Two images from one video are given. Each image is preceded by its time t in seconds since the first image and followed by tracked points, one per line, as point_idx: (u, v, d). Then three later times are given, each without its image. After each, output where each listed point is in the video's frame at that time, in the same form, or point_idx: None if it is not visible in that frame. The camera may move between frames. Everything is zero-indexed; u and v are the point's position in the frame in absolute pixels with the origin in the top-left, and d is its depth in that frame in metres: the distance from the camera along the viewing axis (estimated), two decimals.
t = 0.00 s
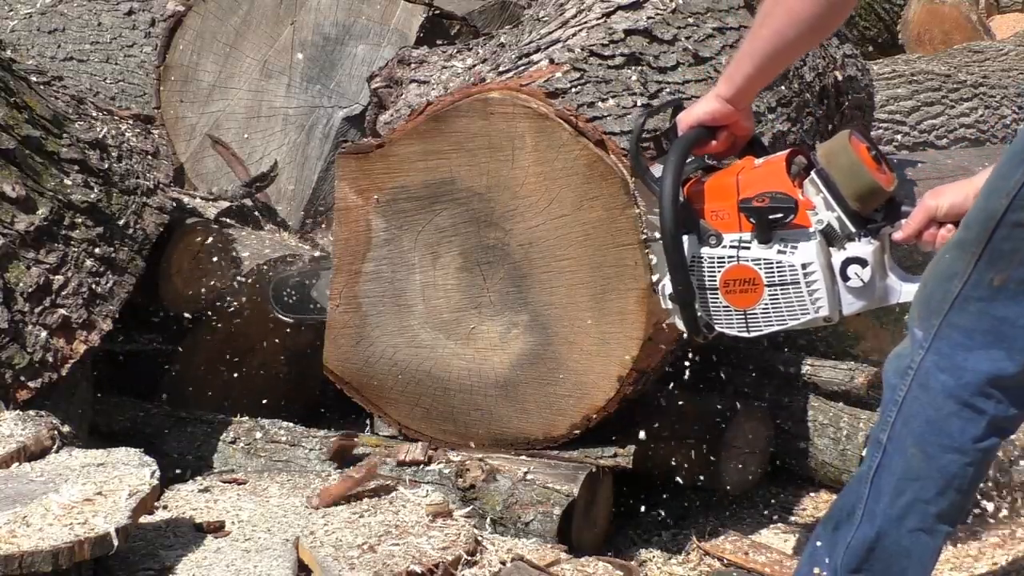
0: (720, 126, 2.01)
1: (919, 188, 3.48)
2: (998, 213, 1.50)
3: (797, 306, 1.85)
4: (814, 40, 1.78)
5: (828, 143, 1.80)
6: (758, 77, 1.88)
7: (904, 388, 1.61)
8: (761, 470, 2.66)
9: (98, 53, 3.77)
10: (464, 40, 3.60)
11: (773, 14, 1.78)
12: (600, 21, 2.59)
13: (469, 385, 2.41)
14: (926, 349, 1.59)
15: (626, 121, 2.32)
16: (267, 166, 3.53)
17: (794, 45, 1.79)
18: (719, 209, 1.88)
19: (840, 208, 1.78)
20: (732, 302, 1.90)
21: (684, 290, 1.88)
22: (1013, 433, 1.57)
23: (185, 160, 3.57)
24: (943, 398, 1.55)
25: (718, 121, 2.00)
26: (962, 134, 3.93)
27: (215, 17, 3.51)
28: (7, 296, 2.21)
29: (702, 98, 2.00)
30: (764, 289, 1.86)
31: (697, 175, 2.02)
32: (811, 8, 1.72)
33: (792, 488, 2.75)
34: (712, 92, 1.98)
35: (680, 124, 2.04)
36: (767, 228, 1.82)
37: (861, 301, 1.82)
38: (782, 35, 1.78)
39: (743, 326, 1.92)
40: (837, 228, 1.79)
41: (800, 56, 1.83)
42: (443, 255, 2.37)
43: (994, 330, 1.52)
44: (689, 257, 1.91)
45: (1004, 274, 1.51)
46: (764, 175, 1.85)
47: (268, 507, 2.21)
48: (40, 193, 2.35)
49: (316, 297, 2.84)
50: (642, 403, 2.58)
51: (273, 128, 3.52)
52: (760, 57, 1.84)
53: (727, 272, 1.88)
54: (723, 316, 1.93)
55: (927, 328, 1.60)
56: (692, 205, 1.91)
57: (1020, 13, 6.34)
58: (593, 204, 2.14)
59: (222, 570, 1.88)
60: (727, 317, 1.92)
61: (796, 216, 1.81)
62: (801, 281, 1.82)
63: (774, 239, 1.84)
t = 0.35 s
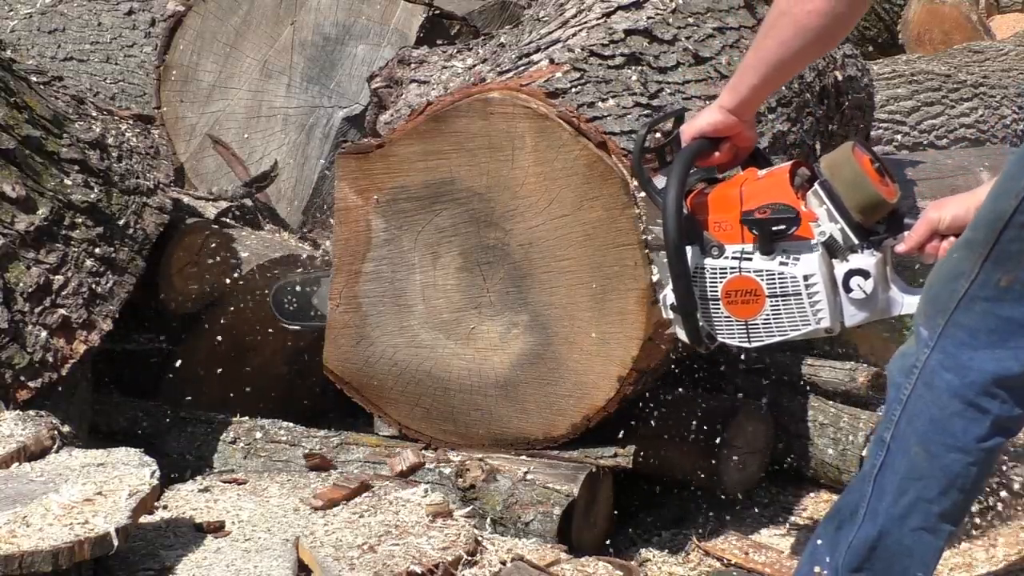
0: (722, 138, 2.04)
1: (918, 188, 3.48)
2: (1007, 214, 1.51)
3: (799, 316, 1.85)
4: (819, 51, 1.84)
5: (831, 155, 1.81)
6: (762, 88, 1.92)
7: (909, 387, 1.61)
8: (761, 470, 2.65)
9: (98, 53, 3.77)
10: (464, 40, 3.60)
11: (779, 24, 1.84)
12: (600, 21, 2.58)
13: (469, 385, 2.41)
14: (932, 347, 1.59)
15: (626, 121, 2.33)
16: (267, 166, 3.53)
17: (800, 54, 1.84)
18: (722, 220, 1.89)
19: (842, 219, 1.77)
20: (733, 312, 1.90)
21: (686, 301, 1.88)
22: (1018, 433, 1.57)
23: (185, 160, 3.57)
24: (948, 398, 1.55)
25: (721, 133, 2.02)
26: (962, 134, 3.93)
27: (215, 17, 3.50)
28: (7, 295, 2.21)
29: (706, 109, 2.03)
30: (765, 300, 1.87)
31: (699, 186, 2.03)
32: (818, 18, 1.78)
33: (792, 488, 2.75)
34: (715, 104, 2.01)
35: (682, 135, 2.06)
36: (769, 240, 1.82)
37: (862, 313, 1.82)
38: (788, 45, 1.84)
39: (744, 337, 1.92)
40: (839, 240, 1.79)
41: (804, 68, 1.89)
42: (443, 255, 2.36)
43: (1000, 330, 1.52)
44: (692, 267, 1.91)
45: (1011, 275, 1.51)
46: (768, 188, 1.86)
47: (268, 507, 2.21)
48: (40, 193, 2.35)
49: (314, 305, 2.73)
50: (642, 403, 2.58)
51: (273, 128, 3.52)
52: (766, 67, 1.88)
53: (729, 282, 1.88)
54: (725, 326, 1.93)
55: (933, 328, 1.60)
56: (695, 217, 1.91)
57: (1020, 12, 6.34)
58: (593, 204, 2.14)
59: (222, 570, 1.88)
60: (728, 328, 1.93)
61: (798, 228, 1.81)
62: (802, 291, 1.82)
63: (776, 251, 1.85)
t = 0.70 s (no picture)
0: (728, 152, 2.02)
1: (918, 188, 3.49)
2: (1012, 213, 1.51)
3: (804, 332, 1.85)
4: (824, 63, 1.84)
5: (836, 168, 1.79)
6: (768, 101, 1.91)
7: (912, 384, 1.61)
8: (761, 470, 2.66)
9: (98, 53, 3.77)
10: (464, 40, 3.60)
11: (784, 37, 1.83)
12: (600, 21, 2.58)
13: (469, 385, 2.41)
14: (935, 346, 1.59)
15: (625, 121, 2.38)
16: (267, 166, 3.53)
17: (806, 67, 1.84)
18: (728, 233, 1.89)
19: (849, 234, 1.76)
20: (739, 326, 1.91)
21: (692, 314, 1.88)
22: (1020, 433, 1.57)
23: (185, 161, 3.57)
24: (950, 396, 1.55)
25: (728, 146, 1.99)
26: (962, 134, 3.93)
27: (214, 17, 3.50)
28: (7, 295, 2.21)
29: (712, 122, 2.00)
30: (771, 314, 1.87)
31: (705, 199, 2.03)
32: (825, 31, 1.78)
33: (793, 488, 2.75)
34: (721, 117, 1.99)
35: (689, 148, 2.03)
36: (775, 253, 1.83)
37: (867, 328, 1.83)
38: (794, 58, 1.84)
39: (750, 350, 1.92)
40: (845, 254, 1.79)
41: (809, 81, 1.88)
42: (443, 255, 2.36)
43: (1004, 329, 1.52)
44: (698, 280, 1.92)
45: (1016, 275, 1.51)
46: (774, 202, 1.86)
47: (268, 507, 2.21)
48: (40, 193, 2.35)
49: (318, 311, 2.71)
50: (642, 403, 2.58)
51: (273, 128, 3.52)
52: (772, 80, 1.88)
53: (734, 296, 1.88)
54: (731, 340, 1.93)
55: (936, 326, 1.60)
56: (701, 230, 1.93)
57: (1020, 12, 6.34)
58: (593, 204, 2.15)
59: (222, 570, 1.88)
60: (734, 341, 1.93)
61: (804, 243, 1.81)
62: (808, 306, 1.82)
63: (782, 265, 1.85)
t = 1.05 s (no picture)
0: (731, 164, 1.98)
1: (918, 187, 3.52)
2: (1020, 214, 1.51)
3: (805, 346, 1.85)
4: (829, 77, 1.78)
5: (841, 182, 1.77)
6: (771, 115, 1.86)
7: (917, 383, 1.61)
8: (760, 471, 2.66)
9: (98, 53, 3.77)
10: (463, 40, 3.60)
11: (788, 50, 1.78)
12: (600, 21, 2.58)
13: (469, 385, 2.41)
14: (940, 345, 1.59)
15: (626, 121, 2.37)
16: (267, 166, 3.53)
17: (810, 81, 1.78)
18: (731, 247, 1.89)
19: (851, 249, 1.75)
20: (739, 339, 1.91)
21: (694, 326, 1.88)
22: None
23: (185, 161, 3.57)
24: (954, 394, 1.55)
25: (731, 159, 1.96)
26: (962, 134, 3.94)
27: (215, 17, 3.50)
28: (7, 295, 2.21)
29: (715, 135, 1.97)
30: (772, 327, 1.87)
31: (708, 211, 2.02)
32: (830, 44, 1.72)
33: (793, 488, 2.75)
34: (725, 129, 1.95)
35: (692, 160, 2.01)
36: (777, 267, 1.83)
37: (869, 342, 1.81)
38: (798, 72, 1.78)
39: (750, 363, 1.92)
40: (847, 269, 1.77)
41: (812, 96, 1.83)
42: (443, 255, 2.36)
43: (1010, 329, 1.52)
44: (700, 292, 1.92)
45: (1022, 276, 1.51)
46: (777, 216, 1.85)
47: (267, 507, 2.21)
48: (40, 193, 2.35)
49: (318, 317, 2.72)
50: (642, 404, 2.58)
51: (273, 128, 3.51)
52: (775, 93, 1.82)
53: (736, 309, 1.89)
54: (731, 353, 1.93)
55: (941, 325, 1.60)
56: (704, 242, 1.93)
57: (1021, 12, 6.33)
58: (593, 204, 2.15)
59: (222, 570, 1.88)
60: (735, 354, 1.93)
61: (806, 257, 1.81)
62: (810, 320, 1.82)
63: (784, 278, 1.85)
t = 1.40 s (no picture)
0: (733, 176, 1.99)
1: (918, 187, 3.53)
2: None
3: (806, 357, 1.85)
4: (830, 91, 1.81)
5: (842, 195, 1.77)
6: (773, 126, 1.88)
7: (920, 381, 1.61)
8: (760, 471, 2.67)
9: (98, 53, 3.77)
10: (464, 40, 3.60)
11: (792, 62, 1.80)
12: (600, 21, 2.58)
13: (469, 385, 2.41)
14: (944, 344, 1.59)
15: (626, 121, 2.37)
16: (267, 166, 3.53)
17: (812, 93, 1.81)
18: (733, 257, 1.89)
19: (853, 262, 1.75)
20: (740, 351, 1.91)
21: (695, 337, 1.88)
22: None
23: (185, 161, 3.57)
24: (957, 393, 1.55)
25: (733, 170, 1.97)
26: (962, 134, 3.94)
27: (215, 17, 3.50)
28: (7, 295, 2.21)
29: (717, 146, 1.99)
30: (773, 339, 1.87)
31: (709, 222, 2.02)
32: (833, 56, 1.75)
33: (793, 489, 2.75)
34: (727, 140, 1.97)
35: (693, 172, 2.01)
36: (779, 279, 1.83)
37: (870, 355, 1.82)
38: (801, 83, 1.81)
39: (751, 375, 1.92)
40: (848, 282, 1.77)
41: (813, 109, 1.86)
42: (443, 255, 2.36)
43: (1014, 329, 1.52)
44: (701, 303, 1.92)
45: None
46: (779, 227, 1.85)
47: (267, 507, 2.21)
48: (40, 193, 2.35)
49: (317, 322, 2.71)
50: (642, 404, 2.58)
51: (273, 128, 3.52)
52: (778, 104, 1.85)
53: (738, 320, 1.89)
54: (732, 365, 1.93)
55: (946, 324, 1.59)
56: (705, 254, 1.92)
57: (1021, 12, 6.33)
58: (593, 204, 2.15)
59: (222, 570, 1.88)
60: (736, 365, 1.93)
61: (807, 269, 1.80)
62: (810, 332, 1.82)
63: (785, 290, 1.85)
